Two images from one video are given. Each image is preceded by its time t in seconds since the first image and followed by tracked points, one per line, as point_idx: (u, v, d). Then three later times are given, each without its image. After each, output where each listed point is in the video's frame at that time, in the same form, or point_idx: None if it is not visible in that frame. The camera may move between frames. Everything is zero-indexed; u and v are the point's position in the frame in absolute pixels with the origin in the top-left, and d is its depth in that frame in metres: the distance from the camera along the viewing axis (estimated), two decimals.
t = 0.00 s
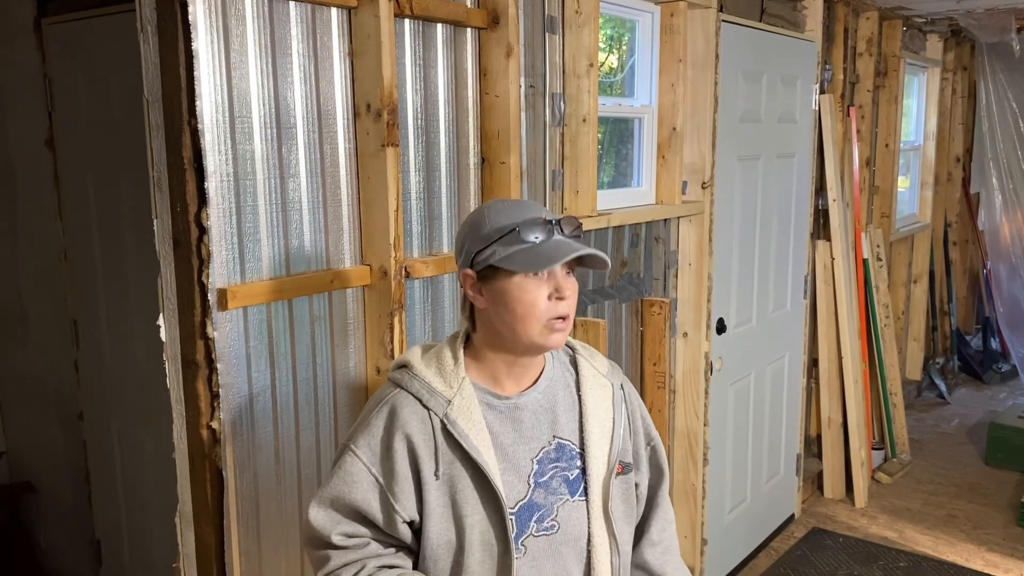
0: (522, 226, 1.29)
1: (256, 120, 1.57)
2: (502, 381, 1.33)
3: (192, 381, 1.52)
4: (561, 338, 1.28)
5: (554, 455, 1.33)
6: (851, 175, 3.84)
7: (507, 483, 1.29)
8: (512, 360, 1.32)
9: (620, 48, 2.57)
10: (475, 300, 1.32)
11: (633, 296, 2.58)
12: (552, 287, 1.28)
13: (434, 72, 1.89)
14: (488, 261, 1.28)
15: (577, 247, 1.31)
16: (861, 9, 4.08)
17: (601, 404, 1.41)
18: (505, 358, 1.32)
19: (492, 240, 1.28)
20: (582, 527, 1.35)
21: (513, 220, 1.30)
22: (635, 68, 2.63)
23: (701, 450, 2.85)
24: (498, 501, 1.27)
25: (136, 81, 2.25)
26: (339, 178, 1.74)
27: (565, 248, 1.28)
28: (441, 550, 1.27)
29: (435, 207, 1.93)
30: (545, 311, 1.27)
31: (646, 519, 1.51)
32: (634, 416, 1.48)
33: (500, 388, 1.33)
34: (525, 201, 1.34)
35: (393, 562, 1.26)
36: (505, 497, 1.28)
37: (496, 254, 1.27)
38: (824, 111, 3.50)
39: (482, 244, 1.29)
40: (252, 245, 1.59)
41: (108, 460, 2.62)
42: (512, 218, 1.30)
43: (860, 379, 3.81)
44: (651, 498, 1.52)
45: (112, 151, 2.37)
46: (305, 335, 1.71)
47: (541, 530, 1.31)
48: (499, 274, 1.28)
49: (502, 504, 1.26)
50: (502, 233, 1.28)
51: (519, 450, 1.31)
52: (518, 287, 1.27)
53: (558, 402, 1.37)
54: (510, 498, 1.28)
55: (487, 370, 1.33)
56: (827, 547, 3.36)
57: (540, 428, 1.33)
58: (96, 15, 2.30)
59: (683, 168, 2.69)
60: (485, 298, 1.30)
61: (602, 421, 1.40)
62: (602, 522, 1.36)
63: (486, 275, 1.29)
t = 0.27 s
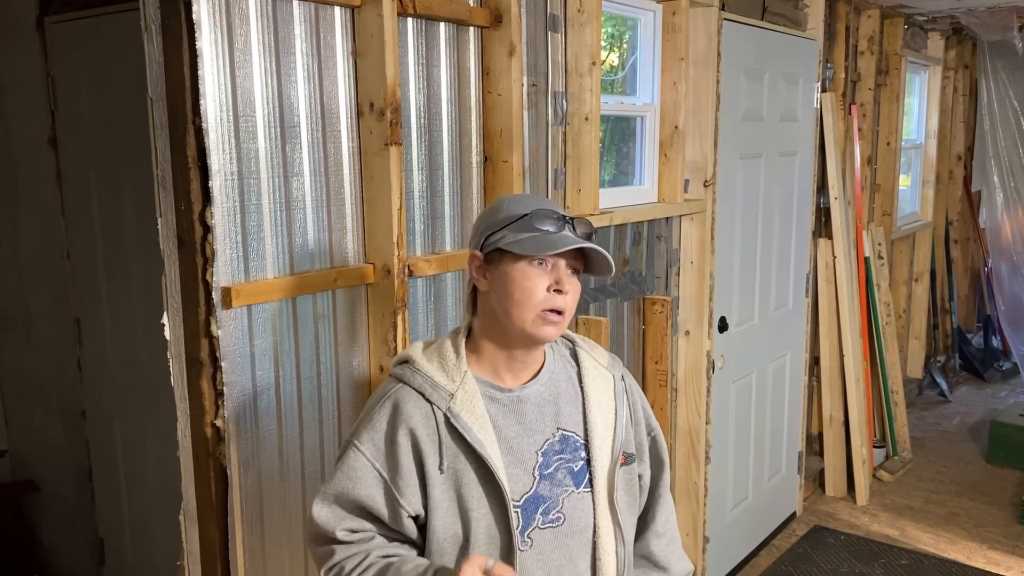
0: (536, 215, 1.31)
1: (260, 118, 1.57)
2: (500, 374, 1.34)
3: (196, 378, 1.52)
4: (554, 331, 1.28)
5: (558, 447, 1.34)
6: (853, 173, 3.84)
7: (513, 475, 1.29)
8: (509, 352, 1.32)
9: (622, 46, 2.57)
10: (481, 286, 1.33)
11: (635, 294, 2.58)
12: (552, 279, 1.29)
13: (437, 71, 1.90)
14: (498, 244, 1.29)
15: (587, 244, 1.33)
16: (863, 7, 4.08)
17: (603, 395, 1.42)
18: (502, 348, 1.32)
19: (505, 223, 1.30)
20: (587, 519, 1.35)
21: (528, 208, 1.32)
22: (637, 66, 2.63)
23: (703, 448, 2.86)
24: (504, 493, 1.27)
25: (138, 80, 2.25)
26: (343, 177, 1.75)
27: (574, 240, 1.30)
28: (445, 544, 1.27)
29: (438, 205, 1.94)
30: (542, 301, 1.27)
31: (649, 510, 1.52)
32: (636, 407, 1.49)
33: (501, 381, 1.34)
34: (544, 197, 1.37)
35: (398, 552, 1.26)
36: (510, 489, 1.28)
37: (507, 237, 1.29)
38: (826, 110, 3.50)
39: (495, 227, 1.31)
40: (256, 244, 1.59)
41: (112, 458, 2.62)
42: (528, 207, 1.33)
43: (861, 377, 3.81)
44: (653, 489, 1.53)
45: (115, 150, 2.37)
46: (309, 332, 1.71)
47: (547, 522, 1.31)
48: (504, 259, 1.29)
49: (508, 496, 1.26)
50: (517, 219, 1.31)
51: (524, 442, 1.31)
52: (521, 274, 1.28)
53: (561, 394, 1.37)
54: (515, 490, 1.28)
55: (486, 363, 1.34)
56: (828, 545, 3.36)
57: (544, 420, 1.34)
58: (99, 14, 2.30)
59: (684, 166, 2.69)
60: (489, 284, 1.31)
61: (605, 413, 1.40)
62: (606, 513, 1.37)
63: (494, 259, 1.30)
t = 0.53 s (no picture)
0: (536, 214, 1.31)
1: (261, 118, 1.57)
2: (501, 371, 1.34)
3: (197, 377, 1.52)
4: (553, 331, 1.28)
5: (558, 443, 1.33)
6: (853, 171, 3.84)
7: (513, 471, 1.28)
8: (510, 349, 1.32)
9: (622, 46, 2.57)
10: (481, 285, 1.33)
11: (635, 293, 2.58)
12: (553, 278, 1.29)
13: (438, 70, 1.89)
14: (498, 245, 1.29)
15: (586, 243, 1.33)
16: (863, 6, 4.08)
17: (604, 392, 1.42)
18: (502, 346, 1.32)
19: (505, 223, 1.30)
20: (587, 515, 1.35)
21: (528, 208, 1.32)
22: (637, 65, 2.63)
23: (704, 447, 2.86)
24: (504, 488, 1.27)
25: (139, 78, 2.25)
26: (343, 176, 1.75)
27: (574, 239, 1.30)
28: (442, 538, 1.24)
29: (439, 204, 1.94)
30: (542, 300, 1.27)
31: (650, 507, 1.53)
32: (637, 404, 1.49)
33: (502, 378, 1.34)
34: (543, 195, 1.37)
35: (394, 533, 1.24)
36: (510, 484, 1.27)
37: (507, 237, 1.29)
38: (827, 108, 3.50)
39: (495, 227, 1.31)
40: (257, 243, 1.59)
41: (113, 457, 2.62)
42: (528, 206, 1.33)
43: (862, 375, 3.81)
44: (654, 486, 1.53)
45: (115, 148, 2.37)
46: (310, 331, 1.71)
47: (546, 518, 1.31)
48: (504, 259, 1.29)
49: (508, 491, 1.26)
50: (517, 219, 1.31)
51: (524, 438, 1.31)
52: (522, 272, 1.28)
53: (562, 390, 1.37)
54: (515, 486, 1.28)
55: (487, 360, 1.34)
56: (829, 543, 3.37)
57: (544, 416, 1.33)
58: (99, 13, 2.30)
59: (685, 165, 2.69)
60: (490, 284, 1.31)
61: (605, 409, 1.40)
62: (606, 509, 1.37)
63: (494, 259, 1.30)
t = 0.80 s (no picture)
0: (537, 211, 1.31)
1: (261, 115, 1.57)
2: (502, 367, 1.33)
3: (197, 376, 1.52)
4: (553, 328, 1.28)
5: (559, 440, 1.33)
6: (854, 170, 3.83)
7: (514, 467, 1.28)
8: (512, 346, 1.32)
9: (623, 44, 2.57)
10: (482, 282, 1.33)
11: (636, 292, 2.57)
12: (554, 275, 1.28)
13: (439, 67, 1.89)
14: (499, 242, 1.29)
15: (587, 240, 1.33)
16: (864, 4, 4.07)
17: (605, 390, 1.41)
18: (504, 342, 1.32)
19: (506, 220, 1.30)
20: (587, 512, 1.35)
21: (529, 205, 1.32)
22: (638, 64, 2.63)
23: (705, 446, 2.86)
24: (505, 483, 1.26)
25: (139, 76, 2.25)
26: (344, 173, 1.75)
27: (575, 236, 1.30)
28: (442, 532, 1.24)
29: (440, 202, 1.93)
30: (543, 297, 1.27)
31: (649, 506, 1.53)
32: (637, 403, 1.49)
33: (504, 374, 1.34)
34: (544, 192, 1.37)
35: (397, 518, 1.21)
36: (511, 479, 1.27)
37: (507, 234, 1.28)
38: (828, 107, 3.49)
39: (496, 223, 1.31)
40: (258, 241, 1.59)
41: (113, 456, 2.62)
42: (528, 203, 1.32)
43: (863, 374, 3.81)
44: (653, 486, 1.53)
45: (115, 147, 2.37)
46: (311, 329, 1.71)
47: (547, 514, 1.30)
48: (506, 256, 1.29)
49: (509, 487, 1.26)
50: (518, 216, 1.30)
51: (525, 434, 1.30)
52: (523, 269, 1.27)
53: (563, 387, 1.37)
54: (515, 481, 1.27)
55: (489, 356, 1.34)
56: (830, 542, 3.36)
57: (546, 413, 1.33)
58: (99, 11, 2.30)
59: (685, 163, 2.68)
60: (491, 281, 1.31)
61: (606, 407, 1.40)
62: (606, 506, 1.37)
63: (495, 256, 1.30)
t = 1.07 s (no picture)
0: (541, 217, 1.31)
1: (260, 117, 1.57)
2: (502, 369, 1.34)
3: (198, 378, 1.52)
4: (553, 332, 1.28)
5: (560, 442, 1.33)
6: (855, 170, 3.83)
7: (516, 470, 1.28)
8: (512, 349, 1.32)
9: (623, 44, 2.57)
10: (484, 284, 1.33)
11: (636, 292, 2.58)
12: (555, 281, 1.28)
13: (438, 69, 1.89)
14: (501, 246, 1.29)
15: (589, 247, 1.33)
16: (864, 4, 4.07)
17: (604, 392, 1.42)
18: (504, 345, 1.33)
19: (510, 224, 1.30)
20: (588, 513, 1.35)
21: (532, 210, 1.32)
22: (638, 64, 2.63)
23: (705, 446, 2.86)
24: (508, 486, 1.25)
25: (139, 77, 2.25)
26: (344, 175, 1.75)
27: (578, 244, 1.30)
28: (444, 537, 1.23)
29: (439, 203, 1.93)
30: (544, 303, 1.27)
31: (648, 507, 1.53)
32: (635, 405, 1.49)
33: (504, 376, 1.34)
34: (548, 196, 1.36)
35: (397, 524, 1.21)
36: (513, 483, 1.26)
37: (510, 239, 1.28)
38: (828, 107, 3.49)
39: (498, 227, 1.30)
40: (258, 243, 1.59)
41: (113, 456, 2.62)
42: (532, 208, 1.32)
43: (863, 374, 3.81)
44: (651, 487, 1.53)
45: (115, 147, 2.37)
46: (311, 331, 1.71)
47: (548, 516, 1.30)
48: (507, 261, 1.29)
49: (512, 489, 1.25)
50: (521, 220, 1.30)
51: (527, 437, 1.30)
52: (524, 275, 1.27)
53: (563, 390, 1.37)
54: (517, 484, 1.27)
55: (489, 358, 1.34)
56: (830, 542, 3.36)
57: (546, 416, 1.33)
58: (99, 12, 2.30)
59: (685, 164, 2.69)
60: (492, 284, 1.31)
61: (606, 409, 1.40)
62: (606, 508, 1.37)
63: (497, 260, 1.30)
